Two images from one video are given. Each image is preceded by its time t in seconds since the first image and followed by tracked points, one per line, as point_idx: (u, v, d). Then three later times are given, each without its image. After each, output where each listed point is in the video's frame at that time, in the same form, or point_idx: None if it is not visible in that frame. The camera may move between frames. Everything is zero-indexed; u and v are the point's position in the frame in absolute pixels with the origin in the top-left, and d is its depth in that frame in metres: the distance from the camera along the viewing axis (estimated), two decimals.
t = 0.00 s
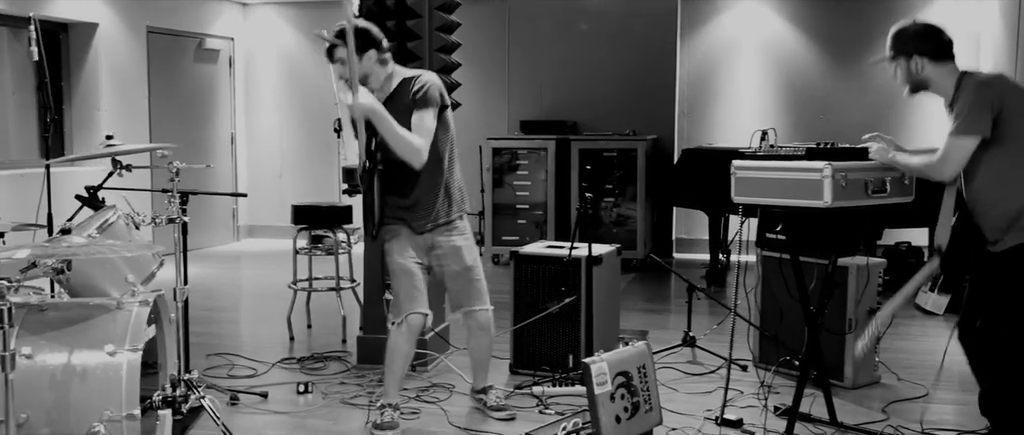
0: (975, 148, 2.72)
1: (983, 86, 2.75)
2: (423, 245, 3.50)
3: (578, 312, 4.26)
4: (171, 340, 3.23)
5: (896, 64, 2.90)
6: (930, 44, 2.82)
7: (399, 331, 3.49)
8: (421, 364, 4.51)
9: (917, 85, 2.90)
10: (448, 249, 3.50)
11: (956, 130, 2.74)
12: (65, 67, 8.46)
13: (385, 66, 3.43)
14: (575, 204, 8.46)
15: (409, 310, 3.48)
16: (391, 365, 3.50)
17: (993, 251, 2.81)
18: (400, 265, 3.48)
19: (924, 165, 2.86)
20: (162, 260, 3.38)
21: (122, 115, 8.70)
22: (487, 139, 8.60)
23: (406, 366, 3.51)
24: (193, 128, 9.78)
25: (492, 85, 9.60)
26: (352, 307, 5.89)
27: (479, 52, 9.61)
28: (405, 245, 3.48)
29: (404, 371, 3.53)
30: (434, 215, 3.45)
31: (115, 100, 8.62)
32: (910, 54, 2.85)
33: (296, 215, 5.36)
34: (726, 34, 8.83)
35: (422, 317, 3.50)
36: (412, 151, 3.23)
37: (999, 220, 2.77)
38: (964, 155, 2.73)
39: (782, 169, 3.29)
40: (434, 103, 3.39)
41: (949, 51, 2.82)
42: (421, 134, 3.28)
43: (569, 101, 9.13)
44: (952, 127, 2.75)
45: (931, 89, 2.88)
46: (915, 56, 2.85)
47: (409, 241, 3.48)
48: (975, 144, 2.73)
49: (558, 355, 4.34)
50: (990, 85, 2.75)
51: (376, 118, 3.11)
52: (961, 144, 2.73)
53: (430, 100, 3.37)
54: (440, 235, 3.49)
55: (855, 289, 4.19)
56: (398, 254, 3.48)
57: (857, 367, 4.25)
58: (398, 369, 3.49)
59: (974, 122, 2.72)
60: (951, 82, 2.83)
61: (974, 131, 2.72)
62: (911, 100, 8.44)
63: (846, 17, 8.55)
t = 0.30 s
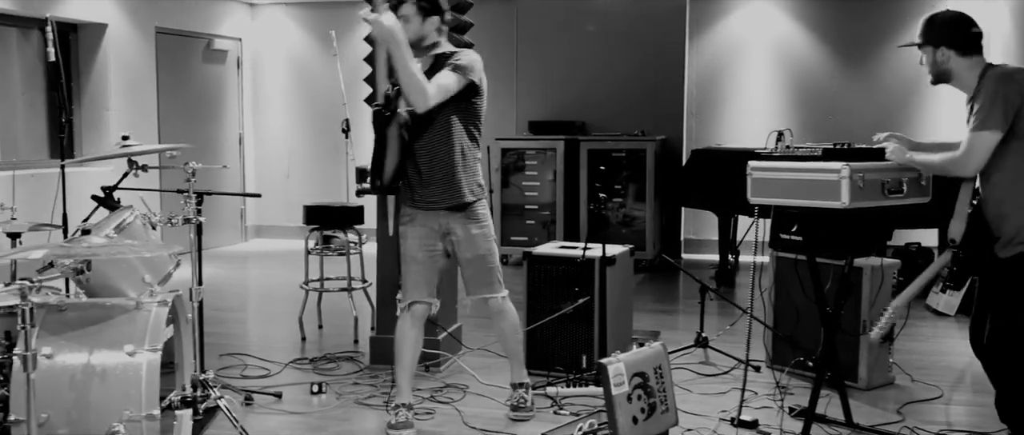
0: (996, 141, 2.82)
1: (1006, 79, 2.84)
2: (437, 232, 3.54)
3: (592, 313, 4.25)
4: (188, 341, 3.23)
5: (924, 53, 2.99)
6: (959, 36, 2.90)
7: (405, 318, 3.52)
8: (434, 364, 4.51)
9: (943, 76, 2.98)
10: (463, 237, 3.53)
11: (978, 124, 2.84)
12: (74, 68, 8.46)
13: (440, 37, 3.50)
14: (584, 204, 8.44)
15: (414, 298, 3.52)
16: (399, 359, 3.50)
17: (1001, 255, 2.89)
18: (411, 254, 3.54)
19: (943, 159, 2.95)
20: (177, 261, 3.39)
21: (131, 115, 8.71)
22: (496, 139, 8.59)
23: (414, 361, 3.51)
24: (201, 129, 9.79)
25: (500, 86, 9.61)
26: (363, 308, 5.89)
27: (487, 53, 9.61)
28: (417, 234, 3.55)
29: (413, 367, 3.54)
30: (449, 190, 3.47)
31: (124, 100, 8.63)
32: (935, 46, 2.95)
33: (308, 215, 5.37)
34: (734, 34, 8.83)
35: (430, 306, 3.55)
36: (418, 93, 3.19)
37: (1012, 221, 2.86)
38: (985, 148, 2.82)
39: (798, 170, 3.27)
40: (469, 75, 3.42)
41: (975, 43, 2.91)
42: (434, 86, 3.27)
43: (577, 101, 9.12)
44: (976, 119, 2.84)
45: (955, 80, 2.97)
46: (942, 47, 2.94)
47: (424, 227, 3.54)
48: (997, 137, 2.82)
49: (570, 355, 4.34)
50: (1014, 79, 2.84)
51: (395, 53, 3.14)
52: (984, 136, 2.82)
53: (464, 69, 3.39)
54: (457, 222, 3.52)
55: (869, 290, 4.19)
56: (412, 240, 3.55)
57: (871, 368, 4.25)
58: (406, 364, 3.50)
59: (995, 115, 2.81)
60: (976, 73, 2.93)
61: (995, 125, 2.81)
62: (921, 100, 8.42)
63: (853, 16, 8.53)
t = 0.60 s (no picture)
0: (1017, 158, 2.63)
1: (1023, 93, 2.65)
2: (467, 236, 3.52)
3: (611, 313, 4.25)
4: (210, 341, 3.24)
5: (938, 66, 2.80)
6: (970, 51, 2.70)
7: (435, 321, 3.49)
8: (452, 365, 4.51)
9: (959, 90, 2.79)
10: (492, 238, 3.53)
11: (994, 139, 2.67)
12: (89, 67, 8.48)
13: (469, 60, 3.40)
14: (597, 204, 8.44)
15: (446, 300, 3.48)
16: (425, 359, 3.50)
17: None
18: (441, 256, 3.49)
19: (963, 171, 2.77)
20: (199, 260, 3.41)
21: (144, 115, 8.72)
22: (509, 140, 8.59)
23: (440, 360, 3.50)
24: (214, 129, 9.82)
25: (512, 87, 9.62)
26: (379, 307, 5.90)
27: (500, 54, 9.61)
28: (451, 237, 3.50)
29: (437, 368, 3.53)
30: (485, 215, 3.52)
31: (138, 100, 8.65)
32: (947, 60, 2.76)
33: (324, 215, 5.37)
34: (748, 34, 8.81)
35: (461, 308, 3.50)
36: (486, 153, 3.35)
37: None
38: (1003, 164, 2.64)
39: (823, 171, 3.26)
40: (507, 108, 3.46)
41: (989, 56, 2.71)
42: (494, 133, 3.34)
43: (590, 102, 9.12)
44: (992, 135, 2.67)
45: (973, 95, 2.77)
46: (953, 63, 2.75)
47: (456, 233, 3.50)
48: (1016, 153, 2.63)
49: (588, 355, 4.34)
50: None
51: (474, 123, 3.23)
52: (1000, 153, 2.64)
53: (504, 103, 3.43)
54: (483, 224, 3.52)
55: (889, 291, 4.17)
56: (441, 242, 3.49)
57: (890, 369, 4.23)
58: (432, 364, 3.49)
59: (1010, 130, 2.64)
60: (993, 86, 2.71)
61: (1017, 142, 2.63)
62: (935, 100, 8.39)
63: (867, 15, 8.51)
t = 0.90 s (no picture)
0: None
1: None
2: (488, 237, 3.52)
3: (626, 313, 4.25)
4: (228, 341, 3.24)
5: (966, 44, 3.04)
6: (1000, 27, 2.97)
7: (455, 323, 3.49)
8: (466, 365, 4.51)
9: (984, 66, 3.03)
10: (515, 241, 3.50)
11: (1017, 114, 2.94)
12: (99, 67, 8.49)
13: (456, 53, 3.42)
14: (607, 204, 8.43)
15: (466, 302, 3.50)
16: (446, 362, 3.49)
17: None
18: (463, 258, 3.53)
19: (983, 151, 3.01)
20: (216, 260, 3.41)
21: (154, 115, 8.73)
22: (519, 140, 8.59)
23: (460, 363, 3.49)
24: (223, 129, 9.83)
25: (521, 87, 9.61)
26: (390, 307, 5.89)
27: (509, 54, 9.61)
28: (470, 239, 3.52)
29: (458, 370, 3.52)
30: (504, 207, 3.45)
31: (148, 100, 8.65)
32: (976, 37, 3.00)
33: (336, 215, 5.38)
34: (757, 34, 8.80)
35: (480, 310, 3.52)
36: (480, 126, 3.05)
37: None
38: None
39: (843, 172, 3.25)
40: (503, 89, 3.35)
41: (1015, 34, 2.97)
42: (489, 114, 3.15)
43: (599, 102, 9.10)
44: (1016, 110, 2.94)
45: (996, 71, 3.02)
46: (984, 37, 3.00)
47: (476, 233, 3.52)
48: None
49: (601, 356, 4.34)
50: None
51: (452, 97, 2.98)
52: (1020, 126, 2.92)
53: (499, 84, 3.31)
54: (508, 226, 3.49)
55: (903, 292, 4.18)
56: (464, 245, 3.53)
57: (906, 370, 4.22)
58: (452, 367, 3.48)
59: None
60: (1017, 64, 2.98)
61: None
62: (946, 99, 8.35)
63: (878, 15, 8.49)
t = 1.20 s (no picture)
0: None
1: None
2: (486, 225, 3.53)
3: (644, 313, 4.23)
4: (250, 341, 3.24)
5: (993, 52, 3.10)
6: None
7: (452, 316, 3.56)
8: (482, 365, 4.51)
9: (1012, 74, 3.08)
10: (514, 228, 3.52)
11: None
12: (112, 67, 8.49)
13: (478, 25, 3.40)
14: (619, 204, 8.42)
15: (457, 295, 3.53)
16: (458, 359, 3.55)
17: None
18: (456, 250, 3.53)
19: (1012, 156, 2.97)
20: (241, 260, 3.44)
21: (167, 115, 8.74)
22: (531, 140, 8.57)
23: (471, 361, 3.55)
24: (234, 129, 9.84)
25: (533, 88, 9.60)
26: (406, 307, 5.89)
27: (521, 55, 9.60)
28: (466, 228, 3.53)
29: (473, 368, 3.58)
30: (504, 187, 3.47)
31: (161, 100, 8.66)
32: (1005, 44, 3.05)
33: (352, 215, 5.38)
34: (769, 35, 8.78)
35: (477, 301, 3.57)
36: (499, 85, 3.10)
37: None
38: None
39: (867, 171, 3.25)
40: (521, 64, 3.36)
41: None
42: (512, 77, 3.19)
43: (611, 102, 9.09)
44: None
45: None
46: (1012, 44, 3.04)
47: (472, 223, 3.52)
48: None
49: (619, 356, 4.33)
50: None
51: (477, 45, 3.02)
52: None
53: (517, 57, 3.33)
54: (505, 214, 3.52)
55: (925, 292, 4.16)
56: (458, 235, 3.53)
57: (926, 371, 4.20)
58: (465, 365, 3.54)
59: None
60: None
61: None
62: (960, 101, 8.32)
63: (891, 16, 8.46)
